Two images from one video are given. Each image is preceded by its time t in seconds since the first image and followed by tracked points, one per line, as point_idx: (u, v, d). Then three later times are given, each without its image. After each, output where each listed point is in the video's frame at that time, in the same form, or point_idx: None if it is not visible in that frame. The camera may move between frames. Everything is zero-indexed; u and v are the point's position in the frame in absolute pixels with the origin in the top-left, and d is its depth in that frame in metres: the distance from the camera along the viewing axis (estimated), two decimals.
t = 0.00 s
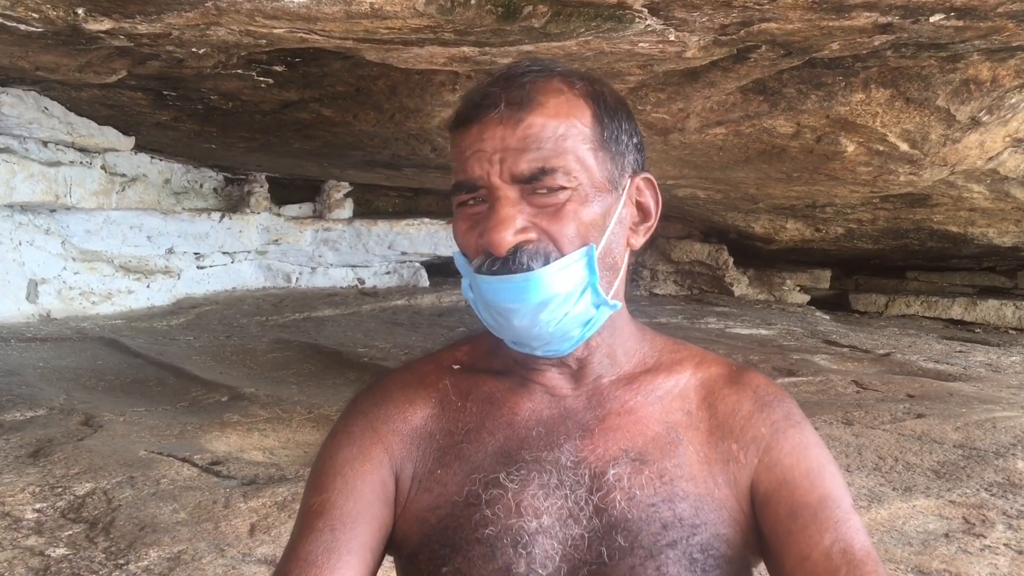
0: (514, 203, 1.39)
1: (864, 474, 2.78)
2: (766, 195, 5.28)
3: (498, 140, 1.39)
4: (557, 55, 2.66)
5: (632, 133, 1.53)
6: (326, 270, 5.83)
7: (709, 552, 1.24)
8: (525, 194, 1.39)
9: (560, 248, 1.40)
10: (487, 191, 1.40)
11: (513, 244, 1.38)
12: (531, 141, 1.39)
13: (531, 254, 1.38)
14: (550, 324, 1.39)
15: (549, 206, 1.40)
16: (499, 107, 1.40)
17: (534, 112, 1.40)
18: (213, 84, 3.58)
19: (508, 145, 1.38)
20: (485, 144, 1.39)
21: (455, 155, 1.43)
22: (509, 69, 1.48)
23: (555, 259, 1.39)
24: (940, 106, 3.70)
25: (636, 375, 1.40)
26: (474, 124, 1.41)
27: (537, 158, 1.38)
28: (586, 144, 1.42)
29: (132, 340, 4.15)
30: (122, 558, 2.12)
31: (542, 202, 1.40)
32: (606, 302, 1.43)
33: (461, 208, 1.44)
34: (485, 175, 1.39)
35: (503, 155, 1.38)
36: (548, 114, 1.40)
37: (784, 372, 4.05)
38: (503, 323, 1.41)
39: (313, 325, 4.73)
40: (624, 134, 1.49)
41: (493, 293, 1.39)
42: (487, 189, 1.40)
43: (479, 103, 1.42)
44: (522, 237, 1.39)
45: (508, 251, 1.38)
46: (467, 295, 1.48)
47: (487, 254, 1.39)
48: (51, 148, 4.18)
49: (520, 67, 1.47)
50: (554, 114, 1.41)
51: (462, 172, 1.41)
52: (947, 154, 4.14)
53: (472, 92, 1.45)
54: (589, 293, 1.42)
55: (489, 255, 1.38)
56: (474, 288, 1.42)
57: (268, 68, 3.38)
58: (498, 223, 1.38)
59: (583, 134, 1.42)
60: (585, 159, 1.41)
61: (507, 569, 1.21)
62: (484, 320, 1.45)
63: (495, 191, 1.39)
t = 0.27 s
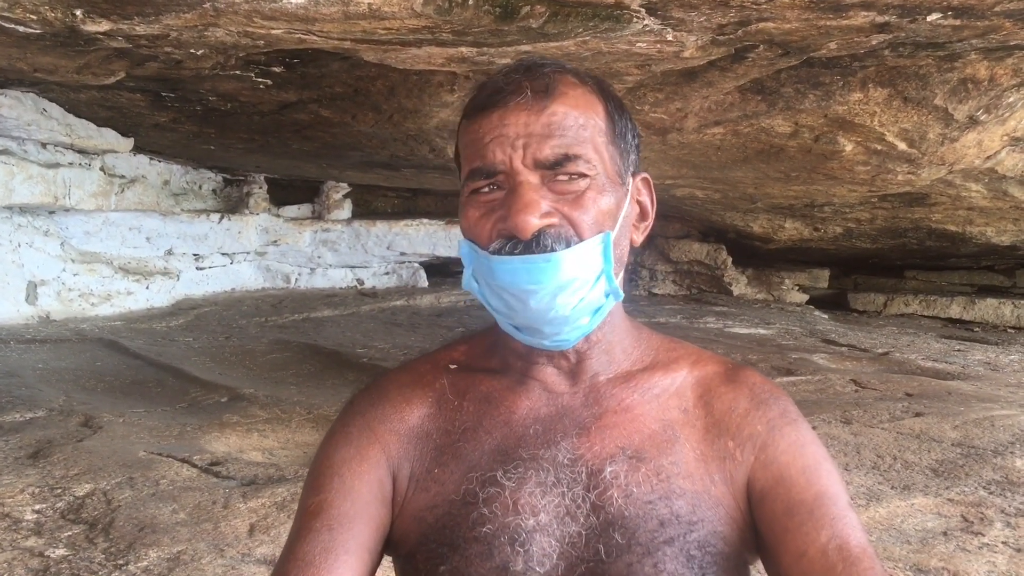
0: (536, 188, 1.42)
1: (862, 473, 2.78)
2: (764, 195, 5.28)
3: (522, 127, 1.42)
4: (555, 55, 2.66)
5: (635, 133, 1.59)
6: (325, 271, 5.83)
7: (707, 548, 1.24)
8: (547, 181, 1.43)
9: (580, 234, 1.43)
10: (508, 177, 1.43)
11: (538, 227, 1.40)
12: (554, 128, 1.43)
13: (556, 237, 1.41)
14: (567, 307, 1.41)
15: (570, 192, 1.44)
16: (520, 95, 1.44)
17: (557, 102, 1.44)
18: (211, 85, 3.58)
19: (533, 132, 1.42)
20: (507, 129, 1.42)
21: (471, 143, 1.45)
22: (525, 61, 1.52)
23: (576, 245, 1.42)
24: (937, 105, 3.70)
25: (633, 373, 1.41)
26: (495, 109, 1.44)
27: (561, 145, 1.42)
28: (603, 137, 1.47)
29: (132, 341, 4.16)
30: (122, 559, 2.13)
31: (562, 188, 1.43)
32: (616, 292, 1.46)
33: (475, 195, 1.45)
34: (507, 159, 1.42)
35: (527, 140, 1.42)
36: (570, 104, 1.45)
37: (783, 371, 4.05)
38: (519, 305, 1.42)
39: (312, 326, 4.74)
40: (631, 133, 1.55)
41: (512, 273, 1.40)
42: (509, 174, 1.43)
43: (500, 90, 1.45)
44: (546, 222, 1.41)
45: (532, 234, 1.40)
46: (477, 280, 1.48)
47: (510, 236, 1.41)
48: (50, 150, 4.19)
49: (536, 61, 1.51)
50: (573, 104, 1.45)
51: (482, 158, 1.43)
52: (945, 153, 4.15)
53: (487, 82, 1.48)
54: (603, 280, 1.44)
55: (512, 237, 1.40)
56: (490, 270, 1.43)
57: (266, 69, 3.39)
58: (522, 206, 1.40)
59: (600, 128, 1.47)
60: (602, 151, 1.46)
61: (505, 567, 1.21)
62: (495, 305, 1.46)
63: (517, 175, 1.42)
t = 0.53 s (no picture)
0: (555, 195, 1.41)
1: (860, 473, 2.79)
2: (762, 195, 5.29)
3: (542, 132, 1.41)
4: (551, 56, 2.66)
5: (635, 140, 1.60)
6: (322, 273, 5.83)
7: (702, 550, 1.24)
8: (566, 187, 1.42)
9: (598, 241, 1.43)
10: (527, 181, 1.41)
11: (560, 234, 1.39)
12: (573, 134, 1.42)
13: (577, 244, 1.40)
14: (582, 316, 1.39)
15: (587, 199, 1.43)
16: (539, 98, 1.43)
17: (573, 107, 1.44)
18: (208, 87, 3.58)
19: (553, 138, 1.41)
20: (527, 132, 1.41)
21: (487, 144, 1.43)
22: (540, 62, 1.52)
23: (595, 252, 1.42)
24: (934, 105, 3.70)
25: (629, 376, 1.40)
26: (513, 113, 1.42)
27: (580, 152, 1.42)
28: (615, 144, 1.48)
29: (129, 343, 4.15)
30: (118, 561, 2.12)
31: (581, 195, 1.43)
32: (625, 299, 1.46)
33: (490, 199, 1.43)
34: (528, 165, 1.41)
35: (548, 146, 1.41)
36: (586, 110, 1.44)
37: (780, 372, 4.06)
38: (533, 312, 1.39)
39: (309, 327, 4.73)
40: (634, 139, 1.57)
41: (531, 281, 1.38)
42: (528, 179, 1.41)
43: (516, 93, 1.44)
44: (568, 229, 1.41)
45: (554, 241, 1.39)
46: (487, 286, 1.45)
47: (531, 243, 1.40)
48: (47, 152, 4.18)
49: (551, 63, 1.51)
50: (593, 110, 1.45)
51: (500, 161, 1.41)
52: (941, 154, 4.15)
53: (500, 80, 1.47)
54: (615, 287, 1.44)
55: (535, 245, 1.39)
56: (505, 276, 1.40)
57: (263, 71, 3.38)
58: (544, 213, 1.39)
59: (613, 134, 1.48)
60: (616, 158, 1.47)
61: (501, 570, 1.21)
62: (506, 312, 1.42)
63: (537, 181, 1.41)
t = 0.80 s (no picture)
0: (581, 211, 1.42)
1: (855, 475, 2.79)
2: (758, 197, 5.29)
3: (572, 147, 1.42)
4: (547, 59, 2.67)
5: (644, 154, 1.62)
6: (319, 275, 5.83)
7: (698, 556, 1.24)
8: (591, 204, 1.43)
9: (618, 258, 1.44)
10: (552, 196, 1.41)
11: (586, 252, 1.40)
12: (601, 151, 1.43)
13: (600, 261, 1.41)
14: (600, 328, 1.39)
15: (610, 215, 1.44)
16: (569, 110, 1.43)
17: (602, 123, 1.44)
18: (205, 89, 3.58)
19: (582, 153, 1.42)
20: (557, 146, 1.41)
21: (513, 154, 1.43)
22: (568, 70, 1.52)
23: (615, 269, 1.43)
24: (929, 108, 3.71)
25: (627, 381, 1.41)
26: (543, 126, 1.42)
27: (608, 169, 1.43)
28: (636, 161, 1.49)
29: (126, 345, 4.16)
30: (115, 564, 2.13)
31: (604, 211, 1.44)
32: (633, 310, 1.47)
33: (511, 210, 1.43)
34: (556, 180, 1.41)
35: (576, 161, 1.41)
36: (613, 126, 1.45)
37: (777, 373, 4.07)
38: (551, 322, 1.38)
39: (306, 329, 4.73)
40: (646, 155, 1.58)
41: (552, 290, 1.37)
42: (554, 193, 1.41)
43: (547, 105, 1.44)
44: (593, 246, 1.41)
45: (580, 258, 1.39)
46: (503, 292, 1.44)
47: (555, 257, 1.40)
48: (44, 155, 4.18)
49: (575, 72, 1.52)
50: (620, 126, 1.46)
51: (526, 172, 1.42)
52: (937, 156, 4.17)
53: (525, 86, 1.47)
54: (627, 300, 1.45)
55: (560, 260, 1.39)
56: (526, 283, 1.40)
57: (260, 74, 3.39)
58: (570, 230, 1.40)
59: (633, 151, 1.49)
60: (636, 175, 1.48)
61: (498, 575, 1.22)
62: (522, 319, 1.41)
63: (564, 196, 1.41)
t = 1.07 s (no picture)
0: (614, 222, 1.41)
1: (854, 475, 2.79)
2: (756, 198, 5.30)
3: (608, 157, 1.40)
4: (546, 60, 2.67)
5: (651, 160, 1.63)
6: (317, 275, 5.83)
7: (699, 561, 1.25)
8: (622, 214, 1.42)
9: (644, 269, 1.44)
10: (587, 205, 1.39)
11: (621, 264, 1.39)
12: (634, 161, 1.42)
13: (631, 273, 1.40)
14: (621, 336, 1.39)
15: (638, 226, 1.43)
16: (606, 117, 1.42)
17: (635, 133, 1.43)
18: (203, 90, 3.58)
19: (618, 164, 1.40)
20: (594, 154, 1.40)
21: (547, 160, 1.41)
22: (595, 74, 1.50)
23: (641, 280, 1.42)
24: (927, 108, 3.72)
25: (629, 383, 1.41)
26: (581, 133, 1.40)
27: (640, 181, 1.42)
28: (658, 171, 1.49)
29: (124, 346, 4.15)
30: (113, 565, 2.12)
31: (634, 222, 1.43)
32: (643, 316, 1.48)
33: (543, 216, 1.41)
34: (593, 190, 1.39)
35: (612, 171, 1.40)
36: (642, 137, 1.45)
37: (775, 374, 4.07)
38: (579, 330, 1.37)
39: (304, 330, 4.73)
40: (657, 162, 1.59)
41: (585, 299, 1.36)
42: (589, 203, 1.39)
43: (583, 111, 1.42)
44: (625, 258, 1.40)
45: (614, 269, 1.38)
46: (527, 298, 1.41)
47: (589, 267, 1.38)
48: (42, 155, 4.18)
49: (601, 75, 1.51)
50: (647, 136, 1.46)
51: (562, 179, 1.39)
52: (935, 156, 4.17)
53: (556, 89, 1.45)
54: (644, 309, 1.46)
55: (594, 271, 1.38)
56: (556, 291, 1.38)
57: (258, 74, 3.39)
58: (607, 239, 1.37)
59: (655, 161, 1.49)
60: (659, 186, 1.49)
61: None
62: (546, 326, 1.40)
63: (599, 205, 1.39)
